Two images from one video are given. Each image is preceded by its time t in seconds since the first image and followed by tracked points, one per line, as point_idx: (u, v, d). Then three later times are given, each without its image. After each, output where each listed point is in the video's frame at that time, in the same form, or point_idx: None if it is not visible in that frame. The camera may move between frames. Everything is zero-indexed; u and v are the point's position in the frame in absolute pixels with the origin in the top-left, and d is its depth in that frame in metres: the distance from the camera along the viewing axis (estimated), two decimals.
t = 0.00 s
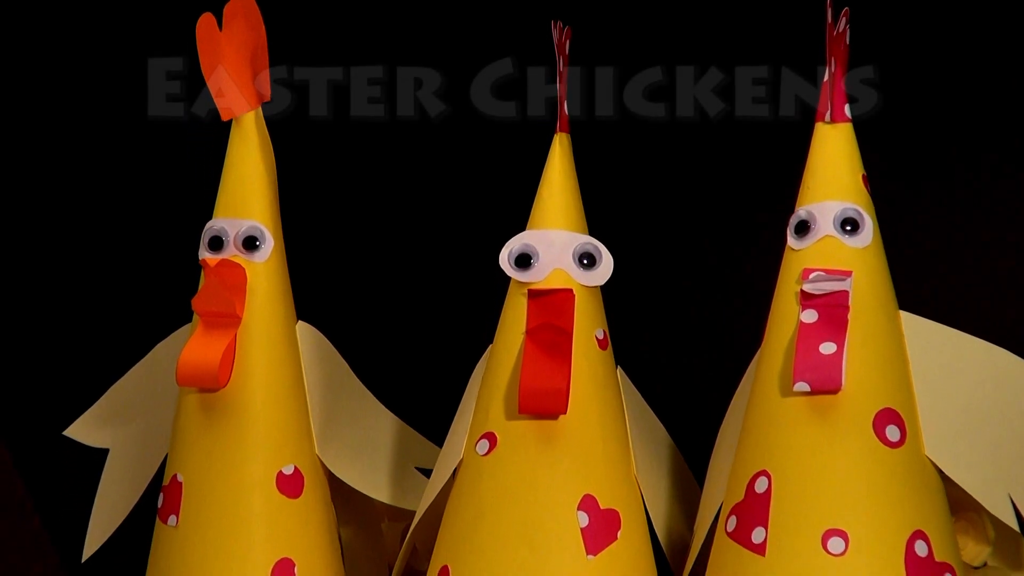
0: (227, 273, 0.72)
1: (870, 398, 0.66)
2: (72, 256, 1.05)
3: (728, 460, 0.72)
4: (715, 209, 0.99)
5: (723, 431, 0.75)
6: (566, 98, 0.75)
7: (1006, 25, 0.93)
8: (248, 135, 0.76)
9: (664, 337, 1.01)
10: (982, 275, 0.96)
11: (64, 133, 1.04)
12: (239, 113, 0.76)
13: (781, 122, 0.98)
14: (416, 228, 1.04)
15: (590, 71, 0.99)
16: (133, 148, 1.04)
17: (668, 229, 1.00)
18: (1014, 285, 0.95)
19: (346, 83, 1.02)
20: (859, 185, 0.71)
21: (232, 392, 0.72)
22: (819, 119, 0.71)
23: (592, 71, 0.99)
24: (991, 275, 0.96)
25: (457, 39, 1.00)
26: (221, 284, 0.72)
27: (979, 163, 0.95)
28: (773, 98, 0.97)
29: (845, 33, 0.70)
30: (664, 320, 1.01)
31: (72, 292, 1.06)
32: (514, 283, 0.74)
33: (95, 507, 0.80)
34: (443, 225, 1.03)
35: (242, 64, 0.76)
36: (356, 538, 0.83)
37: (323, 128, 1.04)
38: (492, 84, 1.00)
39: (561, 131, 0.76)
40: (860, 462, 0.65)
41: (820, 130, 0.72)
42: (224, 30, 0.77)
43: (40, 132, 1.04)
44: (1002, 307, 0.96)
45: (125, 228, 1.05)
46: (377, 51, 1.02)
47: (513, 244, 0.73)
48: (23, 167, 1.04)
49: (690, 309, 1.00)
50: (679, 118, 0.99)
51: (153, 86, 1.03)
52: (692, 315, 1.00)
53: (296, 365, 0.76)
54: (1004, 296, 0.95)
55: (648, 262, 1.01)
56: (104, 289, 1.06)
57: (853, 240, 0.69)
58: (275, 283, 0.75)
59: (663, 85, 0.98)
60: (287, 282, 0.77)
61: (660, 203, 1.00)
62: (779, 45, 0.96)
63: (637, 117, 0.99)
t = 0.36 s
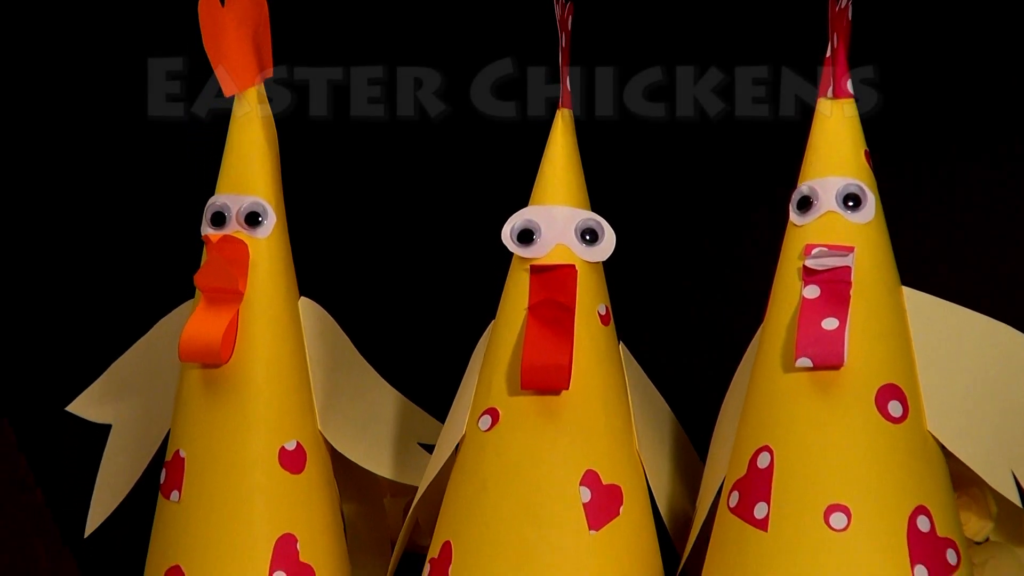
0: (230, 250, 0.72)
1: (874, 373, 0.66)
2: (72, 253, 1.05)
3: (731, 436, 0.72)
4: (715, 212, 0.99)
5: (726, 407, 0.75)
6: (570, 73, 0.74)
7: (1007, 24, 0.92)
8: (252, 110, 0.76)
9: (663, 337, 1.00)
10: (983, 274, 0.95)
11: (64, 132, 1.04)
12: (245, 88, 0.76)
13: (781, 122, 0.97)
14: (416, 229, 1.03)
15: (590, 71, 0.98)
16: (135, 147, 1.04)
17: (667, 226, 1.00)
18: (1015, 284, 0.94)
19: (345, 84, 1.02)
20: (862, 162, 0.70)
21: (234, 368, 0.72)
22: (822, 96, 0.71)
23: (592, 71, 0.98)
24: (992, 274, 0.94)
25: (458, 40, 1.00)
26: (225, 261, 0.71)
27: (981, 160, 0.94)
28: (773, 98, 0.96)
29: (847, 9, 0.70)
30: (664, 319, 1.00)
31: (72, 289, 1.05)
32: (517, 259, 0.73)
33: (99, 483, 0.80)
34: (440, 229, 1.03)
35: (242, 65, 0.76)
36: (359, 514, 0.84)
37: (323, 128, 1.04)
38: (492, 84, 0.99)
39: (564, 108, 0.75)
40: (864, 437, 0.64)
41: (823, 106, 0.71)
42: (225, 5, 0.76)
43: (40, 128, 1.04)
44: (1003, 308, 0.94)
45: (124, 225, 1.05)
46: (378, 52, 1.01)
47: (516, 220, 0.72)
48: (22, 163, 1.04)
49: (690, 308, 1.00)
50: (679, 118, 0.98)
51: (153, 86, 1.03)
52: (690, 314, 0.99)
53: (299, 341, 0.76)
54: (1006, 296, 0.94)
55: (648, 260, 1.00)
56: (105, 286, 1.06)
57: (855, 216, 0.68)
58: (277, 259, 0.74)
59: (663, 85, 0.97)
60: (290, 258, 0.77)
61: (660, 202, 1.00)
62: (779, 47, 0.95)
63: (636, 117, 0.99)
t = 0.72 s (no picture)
0: (233, 218, 0.71)
1: (877, 339, 0.66)
2: (70, 251, 1.05)
3: (733, 402, 0.72)
4: (714, 216, 0.98)
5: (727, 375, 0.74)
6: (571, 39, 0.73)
7: (1006, 21, 0.91)
8: (252, 77, 0.75)
9: (663, 336, 1.00)
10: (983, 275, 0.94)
11: (63, 133, 1.04)
12: (244, 55, 0.75)
13: (781, 122, 0.96)
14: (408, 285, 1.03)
15: (590, 71, 0.98)
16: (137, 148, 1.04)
17: (666, 223, 0.99)
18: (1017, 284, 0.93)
19: (345, 85, 1.02)
20: (865, 127, 0.69)
21: (236, 336, 0.71)
22: (824, 63, 0.70)
23: (592, 71, 0.98)
24: (992, 274, 0.93)
25: (459, 40, 1.00)
26: (226, 229, 0.71)
27: (980, 156, 0.93)
28: (773, 98, 0.96)
29: None
30: (663, 318, 1.00)
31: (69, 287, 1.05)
32: (519, 226, 0.72)
33: (101, 450, 0.81)
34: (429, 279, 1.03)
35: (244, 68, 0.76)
36: (361, 481, 0.84)
37: (323, 129, 1.03)
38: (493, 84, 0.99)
39: (566, 73, 0.74)
40: (868, 404, 0.64)
41: (824, 73, 0.70)
42: None
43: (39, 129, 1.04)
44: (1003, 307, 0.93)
45: (123, 218, 1.04)
46: (378, 52, 1.01)
47: (518, 186, 0.71)
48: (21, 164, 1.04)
49: (689, 308, 0.99)
50: (679, 119, 0.97)
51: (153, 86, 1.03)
52: (688, 313, 0.99)
53: (301, 307, 0.75)
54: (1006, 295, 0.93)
55: (647, 259, 1.00)
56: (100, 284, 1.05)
57: (858, 181, 0.68)
58: (278, 226, 0.74)
59: (663, 85, 0.97)
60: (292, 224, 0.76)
61: (658, 197, 0.99)
62: (779, 47, 0.95)
63: (636, 117, 0.99)
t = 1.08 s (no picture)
0: (233, 184, 0.71)
1: (878, 305, 0.65)
2: (66, 246, 1.04)
3: (733, 368, 0.71)
4: (714, 216, 0.96)
5: (727, 343, 0.74)
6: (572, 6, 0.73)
7: (1005, 23, 0.91)
8: (253, 43, 0.75)
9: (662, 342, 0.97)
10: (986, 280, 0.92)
11: (62, 130, 1.03)
12: (244, 22, 0.75)
13: (781, 122, 0.95)
14: (406, 287, 1.03)
15: (590, 71, 0.97)
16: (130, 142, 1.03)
17: (665, 222, 0.97)
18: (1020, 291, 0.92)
19: (346, 84, 1.02)
20: (866, 94, 0.69)
21: (236, 302, 0.71)
22: (824, 28, 0.70)
23: (591, 71, 0.97)
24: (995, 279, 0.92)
25: (459, 40, 0.99)
26: (227, 194, 0.71)
27: (980, 158, 0.92)
28: (773, 98, 0.95)
29: None
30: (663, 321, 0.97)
31: (65, 281, 1.04)
32: (518, 192, 0.72)
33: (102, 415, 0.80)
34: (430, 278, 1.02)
35: (241, 67, 0.75)
36: (360, 448, 0.84)
37: (323, 128, 1.03)
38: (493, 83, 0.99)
39: (566, 40, 0.74)
40: (869, 370, 0.64)
41: (825, 38, 0.70)
42: None
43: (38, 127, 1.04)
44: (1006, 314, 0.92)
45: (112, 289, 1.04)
46: (379, 52, 1.01)
47: (518, 152, 0.71)
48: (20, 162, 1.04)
49: (689, 309, 0.97)
50: (679, 118, 0.96)
51: (152, 86, 1.02)
52: (688, 313, 0.97)
53: (302, 273, 0.75)
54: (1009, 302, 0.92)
55: (647, 259, 0.98)
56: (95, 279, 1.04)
57: (859, 148, 0.67)
58: (278, 193, 0.73)
59: (663, 84, 0.96)
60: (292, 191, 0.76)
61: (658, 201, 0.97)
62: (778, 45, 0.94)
63: (636, 117, 0.97)
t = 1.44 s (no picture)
0: (228, 148, 0.71)
1: (873, 268, 0.65)
2: (59, 235, 1.03)
3: (728, 330, 0.71)
4: (714, 216, 0.95)
5: (722, 307, 0.74)
6: None
7: (1006, 21, 0.90)
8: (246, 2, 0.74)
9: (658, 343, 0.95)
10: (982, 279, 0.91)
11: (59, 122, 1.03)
12: None
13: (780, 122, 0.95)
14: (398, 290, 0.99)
15: (590, 71, 0.95)
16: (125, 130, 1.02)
17: (666, 222, 0.95)
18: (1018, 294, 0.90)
19: (345, 84, 0.99)
20: (861, 58, 0.69)
21: (231, 265, 0.71)
22: None
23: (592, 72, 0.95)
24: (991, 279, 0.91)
25: (459, 40, 0.98)
26: (221, 158, 0.71)
27: (978, 157, 0.91)
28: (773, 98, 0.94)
29: None
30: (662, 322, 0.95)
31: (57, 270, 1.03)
32: (514, 156, 0.71)
33: (96, 379, 0.80)
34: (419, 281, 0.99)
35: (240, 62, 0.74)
36: (356, 412, 0.84)
37: (321, 128, 1.00)
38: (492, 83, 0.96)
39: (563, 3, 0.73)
40: (865, 334, 0.64)
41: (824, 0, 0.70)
42: None
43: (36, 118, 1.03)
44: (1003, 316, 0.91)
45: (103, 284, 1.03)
46: (379, 53, 0.98)
47: (513, 116, 0.70)
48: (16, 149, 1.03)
49: (688, 310, 0.95)
50: (679, 118, 0.94)
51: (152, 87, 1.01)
52: (687, 313, 0.95)
53: (296, 238, 0.75)
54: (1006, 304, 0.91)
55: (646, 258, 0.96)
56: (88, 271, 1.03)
57: (853, 112, 0.68)
58: (274, 157, 0.74)
59: (663, 84, 0.95)
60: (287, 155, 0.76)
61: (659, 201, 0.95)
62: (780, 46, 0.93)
63: (637, 117, 0.96)
